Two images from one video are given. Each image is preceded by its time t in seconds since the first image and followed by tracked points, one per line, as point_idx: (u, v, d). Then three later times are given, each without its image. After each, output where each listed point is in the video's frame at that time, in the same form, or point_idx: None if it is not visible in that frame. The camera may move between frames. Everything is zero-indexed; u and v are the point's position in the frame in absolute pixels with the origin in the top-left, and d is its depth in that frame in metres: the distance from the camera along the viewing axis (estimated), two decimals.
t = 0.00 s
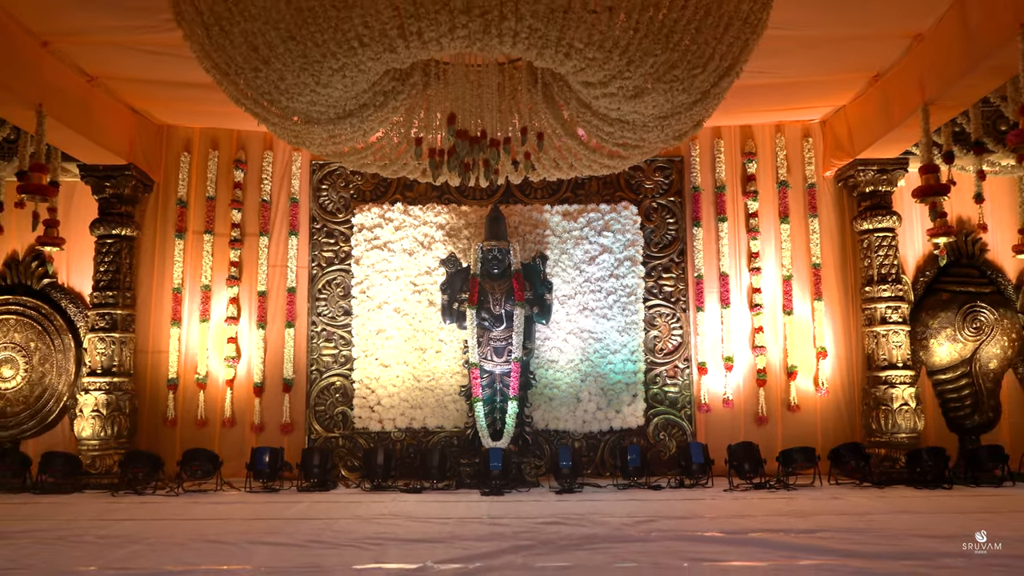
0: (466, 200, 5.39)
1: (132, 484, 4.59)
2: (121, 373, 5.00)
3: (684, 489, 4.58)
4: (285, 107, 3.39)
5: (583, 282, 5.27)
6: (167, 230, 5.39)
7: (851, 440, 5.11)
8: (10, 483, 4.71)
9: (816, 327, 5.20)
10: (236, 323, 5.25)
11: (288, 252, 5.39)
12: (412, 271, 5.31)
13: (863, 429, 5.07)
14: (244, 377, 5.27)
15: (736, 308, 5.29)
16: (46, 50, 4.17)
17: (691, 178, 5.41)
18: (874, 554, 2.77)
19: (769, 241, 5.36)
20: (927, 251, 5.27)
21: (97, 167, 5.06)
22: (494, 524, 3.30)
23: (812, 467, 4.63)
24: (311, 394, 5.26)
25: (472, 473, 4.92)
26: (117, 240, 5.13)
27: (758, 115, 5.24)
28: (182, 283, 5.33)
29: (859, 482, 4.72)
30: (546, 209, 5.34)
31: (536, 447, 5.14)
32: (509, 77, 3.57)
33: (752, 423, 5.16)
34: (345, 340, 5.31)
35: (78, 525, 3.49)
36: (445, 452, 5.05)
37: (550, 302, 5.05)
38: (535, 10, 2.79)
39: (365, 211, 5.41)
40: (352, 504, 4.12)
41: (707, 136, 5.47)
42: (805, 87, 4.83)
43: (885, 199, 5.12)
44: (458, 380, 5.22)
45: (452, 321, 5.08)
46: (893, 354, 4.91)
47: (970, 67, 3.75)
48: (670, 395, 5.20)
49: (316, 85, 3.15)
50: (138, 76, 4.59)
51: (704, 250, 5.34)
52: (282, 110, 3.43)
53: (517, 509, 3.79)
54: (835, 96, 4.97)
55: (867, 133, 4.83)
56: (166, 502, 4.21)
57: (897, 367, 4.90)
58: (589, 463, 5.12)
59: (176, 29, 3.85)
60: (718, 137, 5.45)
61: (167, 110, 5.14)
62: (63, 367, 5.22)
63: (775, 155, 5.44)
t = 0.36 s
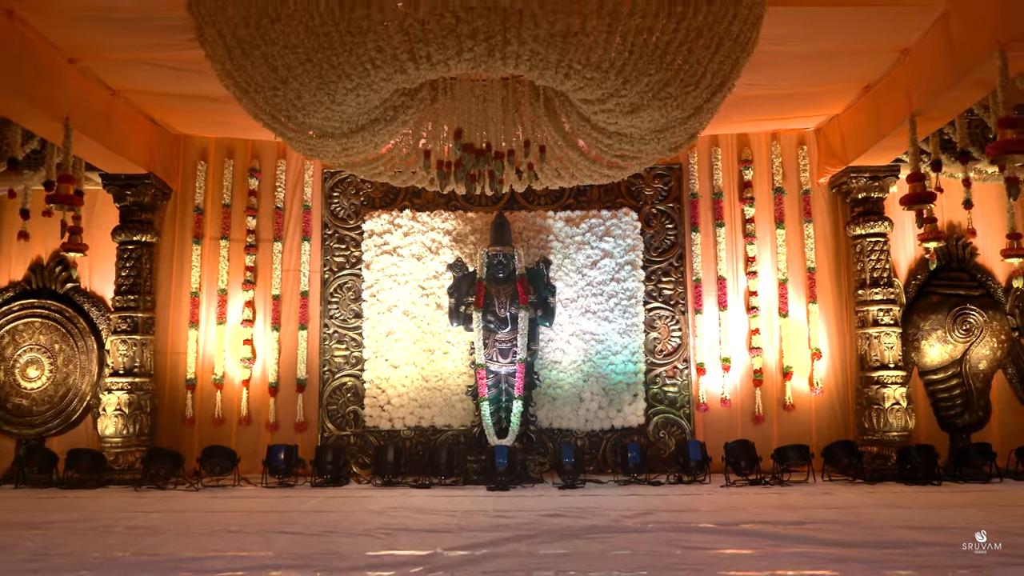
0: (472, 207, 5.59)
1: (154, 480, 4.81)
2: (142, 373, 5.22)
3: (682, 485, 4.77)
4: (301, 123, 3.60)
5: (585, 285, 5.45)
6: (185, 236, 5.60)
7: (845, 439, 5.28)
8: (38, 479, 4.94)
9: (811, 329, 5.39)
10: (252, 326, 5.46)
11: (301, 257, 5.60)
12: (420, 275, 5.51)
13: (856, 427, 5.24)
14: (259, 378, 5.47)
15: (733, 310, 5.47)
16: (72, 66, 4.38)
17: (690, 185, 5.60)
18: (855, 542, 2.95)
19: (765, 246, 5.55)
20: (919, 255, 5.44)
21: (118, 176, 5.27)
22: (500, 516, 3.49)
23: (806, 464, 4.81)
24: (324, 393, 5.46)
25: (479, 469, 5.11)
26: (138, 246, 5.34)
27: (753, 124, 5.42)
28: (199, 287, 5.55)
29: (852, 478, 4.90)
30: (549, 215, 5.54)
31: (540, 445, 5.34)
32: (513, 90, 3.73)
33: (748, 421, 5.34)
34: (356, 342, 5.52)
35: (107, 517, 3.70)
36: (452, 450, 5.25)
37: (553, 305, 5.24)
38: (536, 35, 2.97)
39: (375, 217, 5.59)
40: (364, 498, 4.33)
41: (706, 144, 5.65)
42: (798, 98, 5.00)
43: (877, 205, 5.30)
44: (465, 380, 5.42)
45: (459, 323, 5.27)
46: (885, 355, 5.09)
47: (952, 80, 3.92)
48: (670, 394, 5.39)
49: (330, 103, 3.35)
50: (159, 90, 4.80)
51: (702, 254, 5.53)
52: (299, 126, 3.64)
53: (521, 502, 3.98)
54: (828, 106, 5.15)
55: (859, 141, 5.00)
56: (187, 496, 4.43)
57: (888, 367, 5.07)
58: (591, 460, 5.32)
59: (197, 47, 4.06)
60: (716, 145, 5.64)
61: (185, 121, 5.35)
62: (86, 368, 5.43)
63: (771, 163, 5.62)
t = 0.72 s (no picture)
0: (487, 215, 5.82)
1: (186, 476, 5.07)
2: (173, 374, 5.49)
3: (689, 481, 4.98)
4: (326, 140, 3.86)
5: (595, 289, 5.68)
6: (213, 244, 5.87)
7: (847, 437, 5.47)
8: (77, 475, 5.22)
9: (814, 331, 5.58)
10: (277, 329, 5.72)
11: (323, 263, 5.85)
12: (437, 280, 5.75)
13: (857, 426, 5.43)
14: (284, 379, 5.73)
15: (739, 314, 5.67)
16: (110, 85, 4.64)
17: (696, 192, 5.81)
18: (846, 532, 3.15)
19: (769, 251, 5.74)
20: (919, 260, 5.62)
21: (150, 187, 5.54)
22: (513, 509, 3.72)
23: (807, 461, 5.01)
24: (345, 394, 5.71)
25: (494, 466, 5.34)
26: (169, 254, 5.61)
27: (758, 134, 5.62)
28: (227, 292, 5.81)
29: (853, 476, 5.06)
30: (561, 222, 5.76)
31: (553, 443, 5.56)
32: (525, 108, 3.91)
33: (753, 420, 5.54)
34: (376, 344, 5.76)
35: (146, 510, 3.96)
36: (468, 447, 5.48)
37: (565, 309, 5.47)
38: (546, 61, 3.21)
39: (394, 225, 5.84)
40: (385, 493, 4.57)
41: (712, 153, 5.85)
42: (800, 109, 5.20)
43: (877, 211, 5.49)
44: (480, 381, 5.66)
45: (474, 326, 5.51)
46: (884, 356, 5.28)
47: (944, 95, 4.12)
48: (678, 394, 5.60)
49: (353, 123, 3.60)
50: (190, 106, 5.06)
51: (709, 259, 5.74)
52: (324, 143, 3.90)
53: (533, 497, 4.21)
54: (829, 116, 5.34)
55: (858, 151, 5.19)
56: (218, 491, 4.69)
57: (888, 368, 5.26)
58: (601, 458, 5.53)
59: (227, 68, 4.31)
60: (722, 154, 5.85)
61: (214, 134, 5.61)
62: (120, 369, 5.71)
63: (775, 170, 5.81)
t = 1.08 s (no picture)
0: (490, 224, 6.05)
1: (203, 474, 5.31)
2: (189, 378, 5.73)
3: (683, 479, 5.21)
4: (338, 157, 4.10)
5: (594, 296, 5.90)
6: (227, 252, 6.10)
7: (837, 438, 5.68)
8: (98, 474, 5.46)
9: (804, 336, 5.80)
10: (288, 334, 5.96)
11: (332, 270, 6.09)
12: (442, 287, 5.98)
13: (846, 427, 5.64)
14: (295, 382, 5.97)
15: (732, 319, 5.90)
16: (131, 103, 4.88)
17: (691, 202, 6.03)
18: (825, 526, 3.37)
19: (762, 259, 5.97)
20: (905, 267, 5.83)
21: (167, 198, 5.78)
22: (514, 505, 3.94)
23: (797, 461, 5.23)
24: (354, 396, 5.95)
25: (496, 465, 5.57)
26: (185, 262, 5.86)
27: (750, 146, 5.84)
28: (240, 298, 6.05)
29: (841, 475, 5.29)
30: (561, 231, 5.99)
31: (553, 443, 5.79)
32: (525, 127, 4.14)
33: (746, 422, 5.77)
34: (384, 348, 6.00)
35: (168, 506, 4.19)
36: (472, 448, 5.70)
37: (565, 315, 5.71)
38: (544, 88, 3.42)
39: (401, 234, 6.08)
40: (392, 491, 4.80)
41: (706, 164, 6.08)
42: (790, 124, 5.42)
43: (865, 221, 5.70)
44: (483, 383, 5.88)
45: (478, 332, 5.72)
46: (871, 360, 5.49)
47: (923, 112, 4.34)
48: (673, 396, 5.82)
49: (364, 143, 3.84)
50: (205, 121, 5.29)
51: (703, 266, 5.96)
52: (336, 160, 4.14)
53: (533, 494, 4.43)
54: (818, 130, 5.55)
55: (845, 163, 5.41)
56: (235, 489, 4.93)
57: (875, 372, 5.48)
58: (599, 457, 5.76)
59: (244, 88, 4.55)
60: (716, 165, 6.07)
61: (227, 147, 5.84)
62: (137, 373, 5.95)
63: (767, 181, 6.03)
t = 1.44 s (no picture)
0: (490, 232, 6.28)
1: (215, 472, 5.56)
2: (201, 379, 5.96)
3: (674, 477, 5.45)
4: (346, 172, 4.34)
5: (590, 301, 6.14)
6: (237, 258, 6.34)
7: (823, 437, 5.92)
8: (115, 471, 5.70)
9: (792, 339, 6.04)
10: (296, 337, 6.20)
11: (338, 277, 6.33)
12: (444, 292, 6.22)
13: (832, 428, 5.88)
14: (302, 383, 6.20)
15: (723, 323, 6.13)
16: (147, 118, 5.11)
17: (684, 211, 6.26)
18: (803, 519, 3.59)
19: (751, 265, 6.20)
20: (889, 274, 6.06)
21: (180, 207, 6.01)
22: (513, 501, 4.17)
23: (783, 459, 5.46)
24: (359, 397, 6.19)
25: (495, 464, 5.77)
26: (197, 268, 6.10)
27: (740, 158, 6.07)
28: (249, 303, 6.29)
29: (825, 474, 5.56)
30: (558, 238, 6.22)
31: (550, 442, 6.03)
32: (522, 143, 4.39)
33: (736, 422, 6.00)
34: (387, 351, 6.23)
35: (184, 502, 4.43)
36: (473, 446, 5.94)
37: (561, 318, 5.99)
38: (540, 109, 3.67)
39: (404, 241, 6.32)
40: (396, 488, 5.03)
41: (698, 174, 6.31)
42: (778, 137, 5.65)
43: (850, 229, 5.93)
44: (483, 385, 6.12)
45: (478, 335, 6.06)
46: (856, 363, 5.73)
47: (900, 130, 4.57)
48: (666, 398, 6.05)
49: (371, 160, 4.08)
50: (218, 134, 5.52)
51: (695, 272, 6.20)
52: (344, 174, 4.38)
53: (530, 491, 4.66)
54: (805, 142, 5.78)
55: (830, 174, 5.64)
56: (247, 486, 5.17)
57: (859, 374, 5.72)
58: (595, 456, 6.00)
59: (256, 104, 4.78)
60: (707, 175, 6.30)
61: (238, 158, 6.08)
62: (151, 374, 6.20)
63: (757, 191, 6.26)
